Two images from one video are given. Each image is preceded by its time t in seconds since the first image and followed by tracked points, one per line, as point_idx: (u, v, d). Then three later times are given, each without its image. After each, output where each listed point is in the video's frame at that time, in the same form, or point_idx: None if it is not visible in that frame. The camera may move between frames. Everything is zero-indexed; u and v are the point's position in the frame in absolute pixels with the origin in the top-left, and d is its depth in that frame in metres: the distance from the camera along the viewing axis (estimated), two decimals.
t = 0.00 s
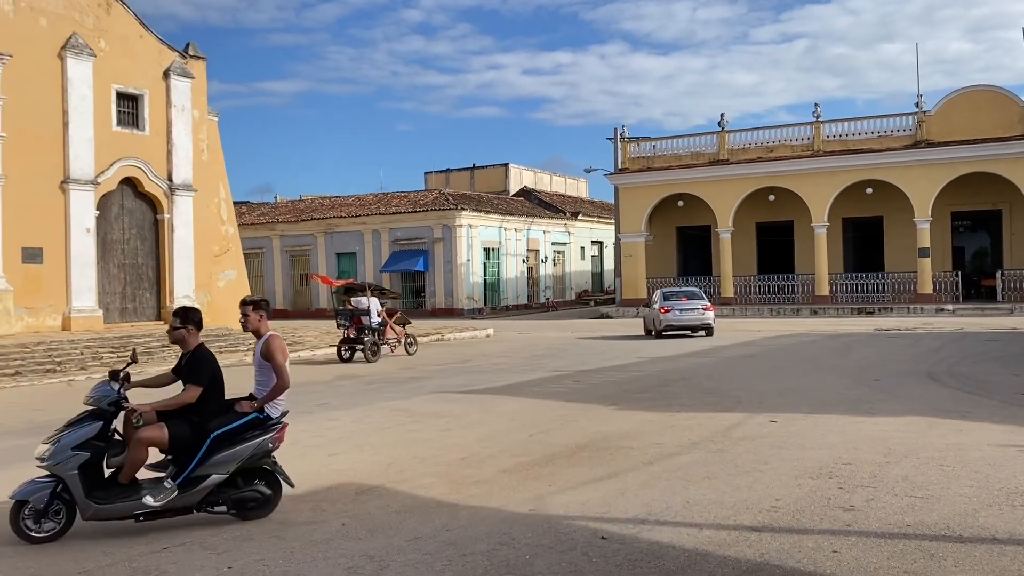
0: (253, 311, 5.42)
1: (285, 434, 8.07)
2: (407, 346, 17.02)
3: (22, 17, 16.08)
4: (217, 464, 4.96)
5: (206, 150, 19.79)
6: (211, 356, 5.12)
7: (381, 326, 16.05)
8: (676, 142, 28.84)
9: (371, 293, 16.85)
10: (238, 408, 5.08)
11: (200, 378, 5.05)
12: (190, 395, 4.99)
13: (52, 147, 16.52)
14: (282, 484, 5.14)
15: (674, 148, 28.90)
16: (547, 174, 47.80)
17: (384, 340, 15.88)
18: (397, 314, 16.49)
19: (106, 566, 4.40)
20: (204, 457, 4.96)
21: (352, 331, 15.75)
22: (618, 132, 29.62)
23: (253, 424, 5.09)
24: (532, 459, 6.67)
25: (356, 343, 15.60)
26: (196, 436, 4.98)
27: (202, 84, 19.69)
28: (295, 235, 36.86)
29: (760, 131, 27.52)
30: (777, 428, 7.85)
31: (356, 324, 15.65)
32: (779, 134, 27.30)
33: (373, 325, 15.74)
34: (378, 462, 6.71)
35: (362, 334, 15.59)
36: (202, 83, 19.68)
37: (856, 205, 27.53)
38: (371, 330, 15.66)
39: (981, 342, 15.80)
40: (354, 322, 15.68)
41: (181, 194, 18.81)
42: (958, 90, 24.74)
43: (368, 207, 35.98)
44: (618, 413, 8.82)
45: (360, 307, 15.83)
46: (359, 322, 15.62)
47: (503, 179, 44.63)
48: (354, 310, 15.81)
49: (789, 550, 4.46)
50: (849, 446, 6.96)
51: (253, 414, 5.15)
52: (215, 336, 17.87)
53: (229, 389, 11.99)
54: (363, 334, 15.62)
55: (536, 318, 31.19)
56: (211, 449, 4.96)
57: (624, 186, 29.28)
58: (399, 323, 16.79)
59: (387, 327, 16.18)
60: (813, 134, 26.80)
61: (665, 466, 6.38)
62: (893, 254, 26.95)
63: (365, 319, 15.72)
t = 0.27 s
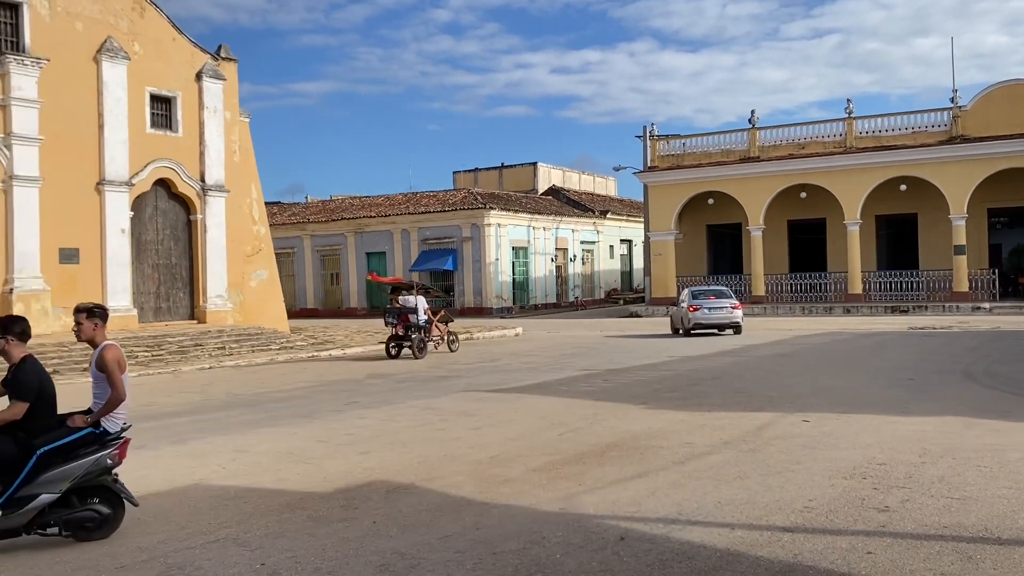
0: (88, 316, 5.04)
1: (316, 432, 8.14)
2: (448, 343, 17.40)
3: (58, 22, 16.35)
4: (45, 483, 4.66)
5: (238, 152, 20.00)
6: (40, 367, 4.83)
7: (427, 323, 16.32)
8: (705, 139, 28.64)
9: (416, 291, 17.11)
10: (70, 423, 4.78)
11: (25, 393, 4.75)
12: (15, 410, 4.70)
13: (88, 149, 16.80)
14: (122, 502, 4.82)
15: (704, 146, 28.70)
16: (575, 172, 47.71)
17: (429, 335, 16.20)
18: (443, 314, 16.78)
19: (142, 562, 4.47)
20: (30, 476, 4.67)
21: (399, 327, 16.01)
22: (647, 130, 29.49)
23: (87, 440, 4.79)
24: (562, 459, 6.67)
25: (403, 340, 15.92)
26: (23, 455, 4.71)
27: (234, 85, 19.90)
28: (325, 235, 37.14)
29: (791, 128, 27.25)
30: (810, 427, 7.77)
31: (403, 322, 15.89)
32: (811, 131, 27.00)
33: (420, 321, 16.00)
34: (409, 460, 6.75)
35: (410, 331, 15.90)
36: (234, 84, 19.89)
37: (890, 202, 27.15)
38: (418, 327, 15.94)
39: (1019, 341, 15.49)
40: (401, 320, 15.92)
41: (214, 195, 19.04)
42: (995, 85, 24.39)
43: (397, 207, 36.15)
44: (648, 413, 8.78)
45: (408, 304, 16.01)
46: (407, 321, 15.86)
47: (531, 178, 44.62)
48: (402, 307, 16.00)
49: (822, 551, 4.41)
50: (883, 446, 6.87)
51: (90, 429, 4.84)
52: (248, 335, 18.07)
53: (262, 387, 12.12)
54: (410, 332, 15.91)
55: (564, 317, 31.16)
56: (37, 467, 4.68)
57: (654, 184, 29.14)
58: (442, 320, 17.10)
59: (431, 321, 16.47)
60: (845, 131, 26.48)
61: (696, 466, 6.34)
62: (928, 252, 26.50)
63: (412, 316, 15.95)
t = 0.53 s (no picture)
0: None
1: (354, 432, 8.20)
2: (496, 342, 17.86)
3: (102, 28, 16.69)
4: None
5: (277, 154, 20.22)
6: None
7: (478, 322, 16.85)
8: (743, 137, 28.34)
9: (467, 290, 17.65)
10: None
11: None
12: None
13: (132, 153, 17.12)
14: None
15: (742, 143, 28.40)
16: (612, 171, 47.52)
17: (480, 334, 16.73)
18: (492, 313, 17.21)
19: (184, 560, 4.52)
20: None
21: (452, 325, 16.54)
22: (684, 128, 29.26)
23: None
24: (600, 459, 6.63)
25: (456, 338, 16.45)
26: None
27: (273, 88, 20.13)
28: (363, 236, 37.43)
29: (831, 125, 26.85)
30: (853, 428, 7.64)
31: (457, 320, 16.44)
32: (851, 127, 26.58)
33: (472, 320, 16.53)
34: (447, 460, 6.76)
35: (463, 329, 16.42)
36: (273, 87, 20.13)
37: (933, 199, 26.62)
38: (470, 325, 16.46)
39: None
40: (454, 318, 16.47)
41: (254, 197, 19.28)
42: None
43: (434, 208, 36.31)
44: (686, 413, 8.71)
45: (461, 303, 16.56)
46: (460, 319, 16.40)
47: (567, 177, 44.54)
48: (455, 306, 16.56)
49: (866, 555, 4.33)
50: (927, 448, 6.73)
51: None
52: (287, 335, 18.26)
53: (301, 387, 12.24)
54: (463, 330, 16.45)
55: (601, 317, 31.07)
56: None
57: (691, 182, 28.91)
58: (491, 320, 17.57)
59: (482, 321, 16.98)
60: (887, 127, 26.04)
61: (736, 467, 6.26)
62: (974, 251, 25.92)
63: (465, 315, 16.49)
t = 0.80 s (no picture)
0: None
1: (400, 433, 8.26)
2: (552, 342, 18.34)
3: (152, 37, 17.05)
4: None
5: (323, 158, 20.45)
6: None
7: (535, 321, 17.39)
8: (790, 134, 27.93)
9: (524, 290, 18.26)
10: None
11: None
12: None
13: (182, 158, 17.46)
14: None
15: (788, 141, 27.99)
16: (655, 171, 47.21)
17: (537, 334, 17.29)
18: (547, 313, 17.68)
19: (234, 559, 4.59)
20: None
21: (510, 325, 17.15)
22: (729, 126, 28.93)
23: None
24: (646, 462, 6.58)
25: (513, 337, 17.02)
26: None
27: (319, 93, 20.38)
28: (406, 238, 37.70)
29: (881, 121, 26.32)
30: (905, 431, 7.48)
31: (514, 319, 17.07)
32: (901, 123, 26.04)
33: (529, 320, 17.13)
34: (492, 461, 6.76)
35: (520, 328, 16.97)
36: (319, 92, 20.37)
37: (988, 196, 25.93)
38: (528, 325, 17.06)
39: None
40: (512, 318, 17.09)
41: (300, 201, 19.54)
42: None
43: (477, 209, 36.42)
44: (734, 415, 8.60)
45: (518, 304, 17.20)
46: (517, 318, 17.03)
47: (611, 177, 44.34)
48: (512, 306, 17.20)
49: (922, 562, 4.22)
50: (985, 451, 6.55)
51: None
52: (333, 336, 18.46)
53: (347, 388, 12.37)
54: (520, 330, 17.04)
55: (645, 317, 30.87)
56: None
57: (736, 181, 28.57)
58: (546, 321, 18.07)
59: (539, 323, 17.55)
60: (939, 122, 25.48)
61: (786, 471, 6.16)
62: None
63: (522, 315, 17.11)
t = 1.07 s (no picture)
0: None
1: (450, 434, 8.30)
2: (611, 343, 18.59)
3: (207, 45, 17.41)
4: None
5: (372, 162, 20.66)
6: None
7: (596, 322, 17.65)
8: (843, 131, 27.39)
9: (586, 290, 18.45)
10: None
11: None
12: None
13: (236, 164, 17.81)
14: None
15: (842, 138, 27.45)
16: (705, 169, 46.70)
17: (599, 335, 17.53)
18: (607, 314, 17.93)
19: (290, 559, 4.66)
20: None
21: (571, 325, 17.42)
22: (781, 124, 28.48)
23: None
24: (698, 465, 6.51)
25: (575, 337, 17.29)
26: None
27: (368, 98, 20.59)
28: (455, 240, 37.89)
29: (938, 116, 25.66)
30: (968, 435, 7.27)
31: (575, 320, 17.32)
32: (960, 118, 25.36)
33: (590, 320, 17.38)
34: (543, 464, 6.75)
35: (581, 329, 17.26)
36: (368, 97, 20.58)
37: None
38: (589, 325, 17.30)
39: None
40: (573, 318, 17.35)
41: (351, 205, 19.77)
42: None
43: (524, 210, 36.44)
44: (788, 418, 8.46)
45: (579, 304, 17.45)
46: (578, 319, 17.26)
47: (659, 177, 43.98)
48: (573, 307, 17.46)
49: (987, 569, 4.10)
50: None
51: None
52: (384, 338, 18.63)
53: (397, 389, 12.47)
54: (582, 330, 17.28)
55: (695, 318, 30.55)
56: None
57: (788, 179, 28.12)
58: (606, 322, 18.26)
59: (599, 324, 17.78)
60: (999, 117, 24.76)
61: (843, 475, 6.04)
62: None
63: (583, 315, 17.35)
